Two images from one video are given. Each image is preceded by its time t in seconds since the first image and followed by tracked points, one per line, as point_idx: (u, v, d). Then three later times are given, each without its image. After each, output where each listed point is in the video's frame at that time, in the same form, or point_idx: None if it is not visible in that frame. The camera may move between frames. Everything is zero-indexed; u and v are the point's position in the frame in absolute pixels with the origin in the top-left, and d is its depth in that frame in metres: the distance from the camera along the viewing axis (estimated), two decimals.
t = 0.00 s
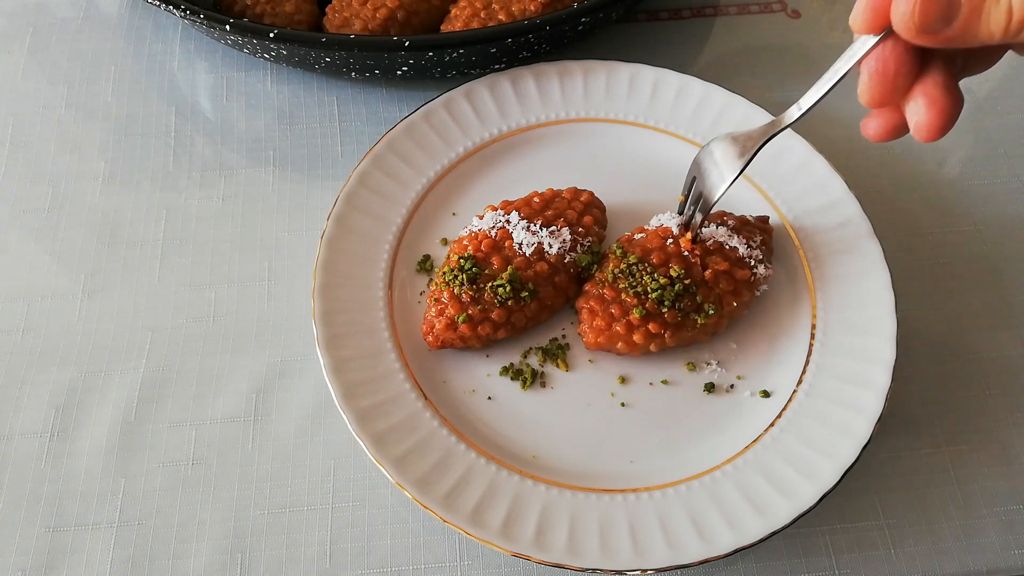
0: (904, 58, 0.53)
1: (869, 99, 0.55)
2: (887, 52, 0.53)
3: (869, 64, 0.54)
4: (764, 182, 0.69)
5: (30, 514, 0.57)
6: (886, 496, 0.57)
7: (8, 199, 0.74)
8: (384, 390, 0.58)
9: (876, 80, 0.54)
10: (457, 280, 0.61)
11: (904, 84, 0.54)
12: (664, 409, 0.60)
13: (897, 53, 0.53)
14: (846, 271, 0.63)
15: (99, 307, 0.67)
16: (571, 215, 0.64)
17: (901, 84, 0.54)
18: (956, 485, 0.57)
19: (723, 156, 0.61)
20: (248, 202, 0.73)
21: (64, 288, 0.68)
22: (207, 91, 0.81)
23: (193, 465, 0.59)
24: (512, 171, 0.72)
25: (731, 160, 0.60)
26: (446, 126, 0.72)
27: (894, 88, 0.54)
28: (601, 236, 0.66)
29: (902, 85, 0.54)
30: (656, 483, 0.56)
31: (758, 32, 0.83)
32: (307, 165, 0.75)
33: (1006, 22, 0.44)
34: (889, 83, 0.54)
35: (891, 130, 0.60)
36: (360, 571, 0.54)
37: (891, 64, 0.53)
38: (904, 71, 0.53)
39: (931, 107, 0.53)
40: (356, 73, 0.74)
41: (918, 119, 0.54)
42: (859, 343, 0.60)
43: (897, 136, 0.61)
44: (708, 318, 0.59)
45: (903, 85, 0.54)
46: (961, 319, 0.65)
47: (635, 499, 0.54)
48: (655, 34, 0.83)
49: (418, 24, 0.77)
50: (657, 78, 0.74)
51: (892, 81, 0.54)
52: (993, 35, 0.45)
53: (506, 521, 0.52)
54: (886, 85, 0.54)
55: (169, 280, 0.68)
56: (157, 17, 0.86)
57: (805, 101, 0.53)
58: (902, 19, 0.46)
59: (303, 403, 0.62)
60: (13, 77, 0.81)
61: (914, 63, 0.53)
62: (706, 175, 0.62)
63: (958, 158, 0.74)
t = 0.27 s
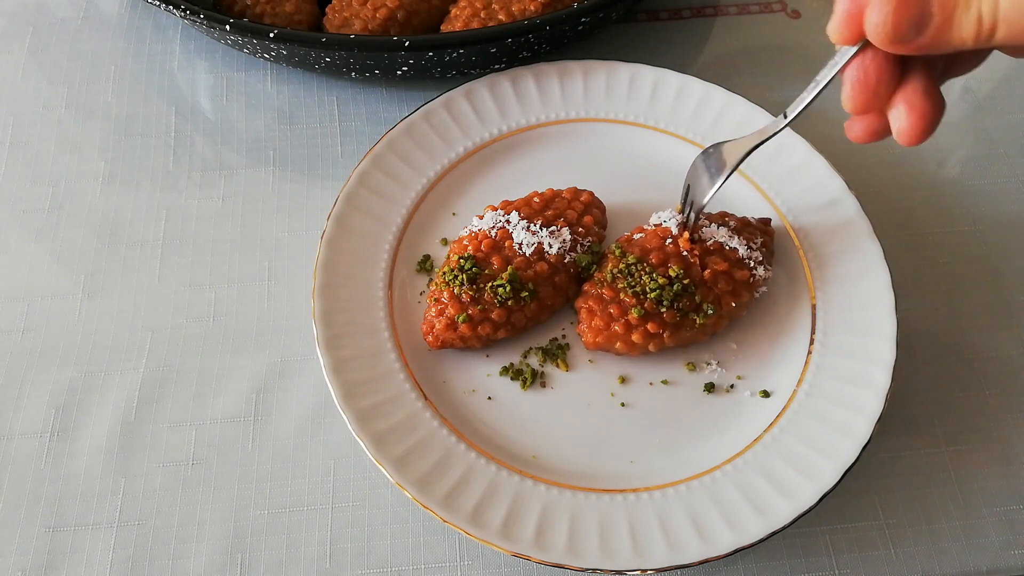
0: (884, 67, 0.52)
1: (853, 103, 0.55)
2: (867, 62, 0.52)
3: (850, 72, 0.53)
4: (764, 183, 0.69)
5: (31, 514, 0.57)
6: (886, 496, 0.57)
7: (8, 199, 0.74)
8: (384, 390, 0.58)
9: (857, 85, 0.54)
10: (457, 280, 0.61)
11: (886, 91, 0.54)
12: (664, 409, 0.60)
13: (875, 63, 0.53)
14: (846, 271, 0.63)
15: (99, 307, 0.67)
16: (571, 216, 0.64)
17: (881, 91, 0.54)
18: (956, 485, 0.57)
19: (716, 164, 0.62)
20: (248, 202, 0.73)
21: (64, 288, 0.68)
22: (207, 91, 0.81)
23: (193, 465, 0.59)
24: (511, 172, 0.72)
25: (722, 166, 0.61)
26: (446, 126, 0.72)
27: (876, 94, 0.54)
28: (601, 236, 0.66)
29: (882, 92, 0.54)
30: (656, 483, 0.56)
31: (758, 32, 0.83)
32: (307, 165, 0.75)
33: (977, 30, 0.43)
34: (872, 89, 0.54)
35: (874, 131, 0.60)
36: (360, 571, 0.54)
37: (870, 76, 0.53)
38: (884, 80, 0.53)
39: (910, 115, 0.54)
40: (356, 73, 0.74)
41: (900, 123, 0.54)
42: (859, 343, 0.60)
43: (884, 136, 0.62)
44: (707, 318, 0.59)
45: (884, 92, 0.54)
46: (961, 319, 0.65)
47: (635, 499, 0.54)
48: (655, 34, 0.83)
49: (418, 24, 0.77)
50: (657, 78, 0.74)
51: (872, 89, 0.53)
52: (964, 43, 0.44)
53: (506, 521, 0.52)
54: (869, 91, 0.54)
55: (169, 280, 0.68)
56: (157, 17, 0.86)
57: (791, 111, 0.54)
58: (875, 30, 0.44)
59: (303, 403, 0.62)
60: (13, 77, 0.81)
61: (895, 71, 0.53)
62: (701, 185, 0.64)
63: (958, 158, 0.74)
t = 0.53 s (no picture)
0: (861, 72, 0.55)
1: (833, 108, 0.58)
2: (845, 69, 0.55)
3: (830, 79, 0.56)
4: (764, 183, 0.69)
5: (31, 514, 0.57)
6: (886, 496, 0.57)
7: (8, 199, 0.74)
8: (384, 390, 0.58)
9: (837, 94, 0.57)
10: (456, 279, 0.61)
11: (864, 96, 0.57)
12: (664, 409, 0.60)
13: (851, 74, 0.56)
14: (846, 271, 0.63)
15: (99, 307, 0.67)
16: (571, 215, 0.64)
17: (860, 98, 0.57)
18: (956, 485, 0.57)
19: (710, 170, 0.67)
20: (248, 202, 0.73)
21: (64, 289, 0.68)
22: (207, 91, 0.81)
23: (193, 465, 0.59)
24: (511, 172, 0.72)
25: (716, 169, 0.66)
26: (446, 126, 0.72)
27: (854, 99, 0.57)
28: (601, 236, 0.66)
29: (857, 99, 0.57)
30: (656, 483, 0.56)
31: (758, 32, 0.83)
32: (307, 165, 0.75)
33: (942, 31, 0.45)
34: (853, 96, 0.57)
35: (856, 130, 0.63)
36: (360, 571, 0.54)
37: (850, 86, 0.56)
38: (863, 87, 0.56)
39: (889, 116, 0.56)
40: (356, 73, 0.74)
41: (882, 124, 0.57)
42: (859, 343, 0.60)
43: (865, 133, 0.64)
44: (702, 317, 0.59)
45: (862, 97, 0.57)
46: (961, 319, 0.65)
47: (635, 499, 0.54)
48: (655, 34, 0.83)
49: (418, 24, 0.77)
50: (657, 78, 0.74)
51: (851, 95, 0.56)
52: (931, 43, 0.46)
53: (506, 521, 0.52)
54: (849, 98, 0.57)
55: (169, 280, 0.68)
56: (157, 17, 0.86)
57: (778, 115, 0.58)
58: (839, 37, 0.46)
59: (303, 403, 0.62)
60: (13, 77, 0.81)
61: (874, 77, 0.56)
62: (697, 187, 0.67)
63: (958, 158, 0.74)
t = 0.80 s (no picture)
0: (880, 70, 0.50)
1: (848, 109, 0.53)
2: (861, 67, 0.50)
3: (842, 78, 0.51)
4: (764, 183, 0.69)
5: (31, 514, 0.57)
6: (886, 496, 0.57)
7: (8, 199, 0.74)
8: (384, 390, 0.58)
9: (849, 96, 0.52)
10: (457, 280, 0.61)
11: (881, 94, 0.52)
12: (665, 409, 0.60)
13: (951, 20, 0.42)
14: (846, 271, 0.63)
15: (99, 307, 0.67)
16: (571, 215, 0.64)
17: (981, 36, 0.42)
18: (956, 485, 0.57)
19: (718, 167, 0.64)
20: (248, 202, 0.73)
21: (64, 289, 0.68)
22: (207, 91, 0.81)
23: (193, 465, 0.59)
24: (511, 172, 0.72)
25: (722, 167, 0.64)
26: (446, 126, 0.72)
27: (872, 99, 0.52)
28: (601, 236, 0.66)
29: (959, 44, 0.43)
30: (656, 483, 0.56)
31: (758, 32, 0.83)
32: (307, 165, 0.75)
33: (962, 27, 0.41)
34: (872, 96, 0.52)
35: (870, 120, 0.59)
36: (360, 571, 0.54)
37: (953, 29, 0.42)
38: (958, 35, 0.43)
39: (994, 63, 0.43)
40: (356, 73, 0.74)
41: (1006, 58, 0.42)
42: (859, 343, 0.60)
43: (880, 125, 0.61)
44: (703, 323, 0.59)
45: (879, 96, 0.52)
46: (961, 319, 0.65)
47: (635, 499, 0.54)
48: (655, 34, 0.83)
49: (418, 24, 0.77)
50: (657, 78, 0.74)
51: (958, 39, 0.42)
52: (948, 40, 0.42)
53: (506, 521, 0.52)
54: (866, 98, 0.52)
55: (169, 279, 0.68)
56: (157, 17, 0.86)
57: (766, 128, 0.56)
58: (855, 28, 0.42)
59: (303, 403, 0.62)
60: (13, 77, 0.81)
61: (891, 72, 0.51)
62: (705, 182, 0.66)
63: (958, 158, 0.74)
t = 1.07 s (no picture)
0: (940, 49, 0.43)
1: (986, 114, 0.49)
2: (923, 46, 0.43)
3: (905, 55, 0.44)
4: (764, 182, 0.69)
5: (31, 514, 0.57)
6: (886, 496, 0.57)
7: (8, 199, 0.74)
8: (384, 390, 0.58)
9: (1009, 84, 0.48)
10: (457, 280, 0.61)
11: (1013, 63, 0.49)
12: (665, 409, 0.60)
13: None
14: (846, 271, 0.63)
15: (99, 307, 0.67)
16: (571, 215, 0.64)
17: None
18: (956, 485, 0.57)
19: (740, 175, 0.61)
20: (248, 202, 0.73)
21: (64, 289, 0.68)
22: (207, 91, 0.81)
23: (193, 465, 0.59)
24: (511, 172, 0.72)
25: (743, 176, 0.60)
26: (446, 126, 0.72)
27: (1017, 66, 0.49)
28: (601, 236, 0.66)
29: None
30: (656, 483, 0.56)
31: (758, 32, 0.83)
32: (307, 165, 0.75)
33: None
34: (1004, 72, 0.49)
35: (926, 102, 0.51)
36: (360, 571, 0.54)
37: None
38: None
39: None
40: (356, 73, 0.74)
41: None
42: (859, 343, 0.60)
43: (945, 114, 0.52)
44: (703, 325, 0.59)
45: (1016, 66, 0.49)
46: (962, 319, 0.65)
47: (635, 499, 0.54)
48: (655, 35, 0.83)
49: (418, 24, 0.77)
50: (657, 78, 0.74)
51: None
52: None
53: (506, 521, 0.52)
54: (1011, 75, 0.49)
55: (169, 279, 0.68)
56: (157, 17, 0.86)
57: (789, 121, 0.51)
58: None
59: (303, 403, 0.62)
60: (13, 77, 0.81)
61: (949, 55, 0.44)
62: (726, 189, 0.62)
63: (958, 158, 0.74)
